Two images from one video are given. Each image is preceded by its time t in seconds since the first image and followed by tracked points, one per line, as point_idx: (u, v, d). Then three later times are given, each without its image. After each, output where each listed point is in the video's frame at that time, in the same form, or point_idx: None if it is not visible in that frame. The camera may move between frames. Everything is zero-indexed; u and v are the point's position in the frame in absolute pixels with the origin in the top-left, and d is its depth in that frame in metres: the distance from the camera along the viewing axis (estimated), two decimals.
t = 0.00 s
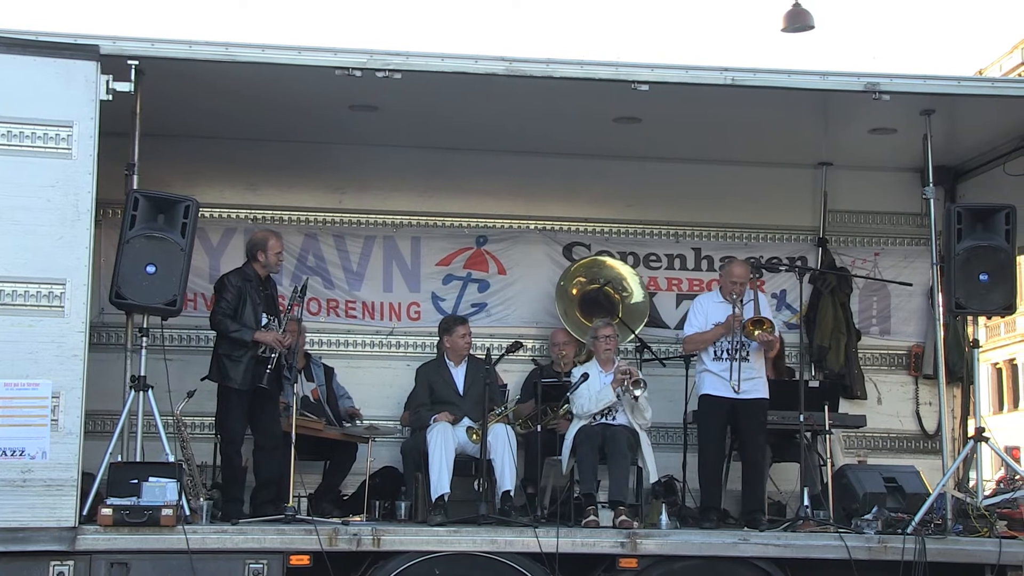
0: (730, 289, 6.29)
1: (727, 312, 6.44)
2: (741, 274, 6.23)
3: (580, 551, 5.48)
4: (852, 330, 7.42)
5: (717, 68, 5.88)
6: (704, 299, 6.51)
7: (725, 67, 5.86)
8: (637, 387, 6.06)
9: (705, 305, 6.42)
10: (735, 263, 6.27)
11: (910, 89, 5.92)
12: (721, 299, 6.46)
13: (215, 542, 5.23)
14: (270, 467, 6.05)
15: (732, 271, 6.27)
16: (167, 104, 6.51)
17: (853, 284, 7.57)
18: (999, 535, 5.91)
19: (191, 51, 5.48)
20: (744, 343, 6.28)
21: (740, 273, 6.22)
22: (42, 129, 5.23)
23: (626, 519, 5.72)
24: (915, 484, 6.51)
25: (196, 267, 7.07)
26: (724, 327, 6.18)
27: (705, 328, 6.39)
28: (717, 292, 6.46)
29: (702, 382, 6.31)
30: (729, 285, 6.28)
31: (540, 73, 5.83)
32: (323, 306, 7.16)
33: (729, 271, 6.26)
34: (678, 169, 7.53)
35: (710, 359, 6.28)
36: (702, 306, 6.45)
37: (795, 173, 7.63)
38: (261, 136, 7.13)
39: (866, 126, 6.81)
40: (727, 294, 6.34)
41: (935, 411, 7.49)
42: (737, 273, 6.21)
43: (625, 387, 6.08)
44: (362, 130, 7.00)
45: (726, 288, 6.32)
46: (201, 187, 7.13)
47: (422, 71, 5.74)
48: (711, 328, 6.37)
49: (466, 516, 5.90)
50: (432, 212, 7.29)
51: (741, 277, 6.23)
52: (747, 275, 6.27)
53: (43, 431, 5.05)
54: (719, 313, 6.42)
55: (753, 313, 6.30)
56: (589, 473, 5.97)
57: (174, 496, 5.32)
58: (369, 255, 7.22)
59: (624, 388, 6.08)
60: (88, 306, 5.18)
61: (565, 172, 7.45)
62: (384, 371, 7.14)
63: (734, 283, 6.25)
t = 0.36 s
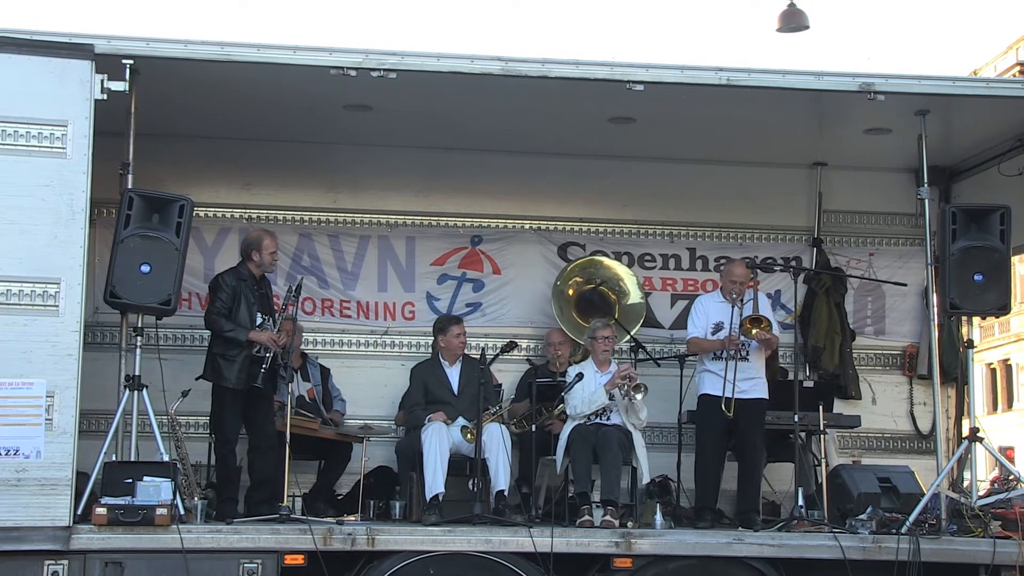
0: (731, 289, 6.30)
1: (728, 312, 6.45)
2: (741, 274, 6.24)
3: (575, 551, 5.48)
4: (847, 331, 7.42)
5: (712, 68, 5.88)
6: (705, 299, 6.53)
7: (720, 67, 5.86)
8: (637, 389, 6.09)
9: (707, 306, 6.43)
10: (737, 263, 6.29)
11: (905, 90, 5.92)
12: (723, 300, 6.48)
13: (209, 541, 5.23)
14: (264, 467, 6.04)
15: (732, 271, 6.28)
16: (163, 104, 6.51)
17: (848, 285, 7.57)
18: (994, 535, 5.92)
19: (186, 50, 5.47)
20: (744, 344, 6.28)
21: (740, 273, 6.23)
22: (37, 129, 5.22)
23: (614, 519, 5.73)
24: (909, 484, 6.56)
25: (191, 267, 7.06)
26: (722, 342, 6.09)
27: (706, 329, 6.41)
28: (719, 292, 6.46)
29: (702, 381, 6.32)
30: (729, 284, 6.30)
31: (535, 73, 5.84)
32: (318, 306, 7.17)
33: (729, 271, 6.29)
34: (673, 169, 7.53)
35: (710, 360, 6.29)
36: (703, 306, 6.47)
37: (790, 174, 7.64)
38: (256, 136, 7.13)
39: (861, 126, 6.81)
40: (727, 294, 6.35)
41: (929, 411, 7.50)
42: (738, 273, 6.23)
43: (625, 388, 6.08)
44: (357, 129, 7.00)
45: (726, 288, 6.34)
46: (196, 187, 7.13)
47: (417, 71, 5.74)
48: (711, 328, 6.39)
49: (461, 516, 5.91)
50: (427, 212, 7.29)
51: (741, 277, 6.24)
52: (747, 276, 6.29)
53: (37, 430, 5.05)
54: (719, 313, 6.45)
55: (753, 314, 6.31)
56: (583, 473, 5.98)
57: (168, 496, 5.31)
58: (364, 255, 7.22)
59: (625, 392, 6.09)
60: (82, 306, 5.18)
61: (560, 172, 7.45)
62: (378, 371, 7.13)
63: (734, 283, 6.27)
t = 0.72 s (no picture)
0: (734, 287, 6.31)
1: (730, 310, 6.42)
2: (744, 273, 6.23)
3: (573, 549, 5.48)
4: (845, 329, 7.41)
5: (711, 66, 5.87)
6: (707, 296, 6.49)
7: (718, 65, 5.85)
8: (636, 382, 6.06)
9: (708, 303, 6.40)
10: (738, 262, 6.27)
11: (903, 87, 5.93)
12: (723, 298, 6.45)
13: (207, 539, 5.23)
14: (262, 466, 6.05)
15: (736, 269, 6.27)
16: (160, 101, 6.51)
17: (847, 283, 7.57)
18: (992, 533, 5.92)
19: (184, 48, 5.46)
20: (744, 342, 6.25)
21: (744, 272, 6.22)
22: (35, 126, 5.22)
23: (613, 517, 5.72)
24: (907, 483, 6.58)
25: (189, 264, 7.06)
26: (727, 324, 6.12)
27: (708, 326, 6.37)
28: (720, 290, 6.43)
29: (702, 379, 6.27)
30: (731, 283, 6.29)
31: (533, 70, 5.84)
32: (315, 303, 7.15)
33: (732, 269, 6.27)
34: (671, 167, 7.53)
35: (711, 356, 6.24)
36: (705, 303, 6.43)
37: (788, 172, 7.63)
38: (254, 133, 7.12)
39: (860, 125, 6.81)
40: (729, 292, 6.36)
41: (927, 409, 7.49)
42: (740, 271, 6.23)
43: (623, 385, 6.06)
44: (356, 127, 6.99)
45: (728, 285, 6.35)
46: (195, 184, 7.13)
47: (415, 69, 5.74)
48: (712, 325, 6.35)
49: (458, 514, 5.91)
50: (425, 210, 7.28)
51: (744, 276, 6.24)
52: (751, 275, 6.28)
53: (35, 427, 5.05)
54: (721, 310, 6.41)
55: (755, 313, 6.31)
56: (581, 473, 5.98)
57: (166, 494, 5.31)
58: (362, 252, 7.21)
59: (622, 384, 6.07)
60: (80, 303, 5.18)
61: (558, 170, 7.45)
62: (376, 369, 7.13)
63: (736, 281, 6.27)
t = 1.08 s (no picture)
0: (734, 284, 6.30)
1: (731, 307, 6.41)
2: (745, 270, 6.23)
3: (571, 546, 5.49)
4: (844, 327, 7.40)
5: (710, 63, 5.87)
6: (708, 294, 6.48)
7: (717, 62, 5.85)
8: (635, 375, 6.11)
9: (708, 300, 6.40)
10: (739, 260, 6.25)
11: (901, 85, 5.94)
12: (724, 296, 6.44)
13: (205, 536, 5.25)
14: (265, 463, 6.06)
15: (737, 267, 6.26)
16: (159, 98, 6.50)
17: (845, 280, 7.57)
18: (989, 530, 5.93)
19: (183, 45, 5.46)
20: (745, 340, 6.24)
21: (745, 269, 6.21)
22: (33, 123, 5.21)
23: (612, 514, 5.72)
24: (905, 479, 6.56)
25: (188, 262, 7.05)
26: (727, 325, 6.10)
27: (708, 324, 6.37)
28: (720, 288, 6.43)
29: (702, 376, 6.27)
30: (733, 280, 6.27)
31: (532, 68, 5.84)
32: (314, 300, 7.13)
33: (733, 266, 6.26)
34: (670, 165, 7.53)
35: (711, 354, 6.23)
36: (706, 301, 6.43)
37: (786, 169, 7.63)
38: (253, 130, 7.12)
39: (858, 122, 6.81)
40: (730, 290, 6.35)
41: (926, 407, 7.50)
42: (740, 268, 6.23)
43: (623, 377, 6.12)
44: (354, 124, 6.99)
45: (728, 283, 6.34)
46: (193, 181, 7.12)
47: (414, 66, 5.74)
48: (713, 322, 6.35)
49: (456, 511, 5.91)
50: (424, 207, 7.28)
51: (744, 273, 6.23)
52: (751, 272, 6.27)
53: (33, 425, 5.04)
54: (721, 308, 6.40)
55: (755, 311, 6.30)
56: (579, 470, 5.97)
57: (165, 491, 5.30)
58: (361, 250, 7.21)
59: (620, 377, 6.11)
60: (78, 300, 5.17)
61: (557, 167, 7.45)
62: (374, 366, 7.12)
63: (737, 279, 6.26)
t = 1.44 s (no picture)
0: (732, 280, 6.28)
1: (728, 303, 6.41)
2: (742, 266, 6.22)
3: (568, 541, 5.49)
4: (840, 322, 7.41)
5: (707, 59, 5.87)
6: (705, 289, 6.49)
7: (714, 58, 5.85)
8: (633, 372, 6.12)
9: (706, 296, 6.40)
10: (736, 255, 6.25)
11: (898, 81, 5.95)
12: (721, 291, 6.44)
13: (202, 532, 5.24)
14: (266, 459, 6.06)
15: (734, 263, 6.26)
16: (155, 93, 6.49)
17: (842, 276, 7.57)
18: (985, 525, 5.95)
19: (179, 40, 5.48)
20: (743, 335, 6.25)
21: (742, 265, 6.21)
22: (29, 118, 5.20)
23: (609, 509, 5.73)
24: (901, 474, 6.52)
25: (184, 257, 7.03)
26: (725, 315, 6.17)
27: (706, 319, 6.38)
28: (718, 283, 6.44)
29: (700, 371, 6.28)
30: (729, 275, 6.28)
31: (529, 63, 5.85)
32: (311, 296, 7.12)
33: (731, 262, 6.25)
34: (668, 160, 7.53)
35: (709, 349, 6.25)
36: (703, 296, 6.44)
37: (783, 165, 7.63)
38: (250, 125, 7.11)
39: (855, 118, 6.81)
40: (728, 285, 6.36)
41: (922, 402, 7.52)
42: (738, 263, 6.22)
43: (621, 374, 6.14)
44: (351, 119, 6.97)
45: (727, 278, 6.33)
46: (190, 176, 7.11)
47: (414, 60, 5.78)
48: (710, 318, 6.35)
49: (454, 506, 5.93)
50: (420, 202, 7.27)
51: (743, 269, 6.22)
52: (749, 267, 6.26)
53: (29, 420, 5.04)
54: (718, 303, 6.41)
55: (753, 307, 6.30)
56: (576, 466, 5.96)
57: (161, 486, 5.29)
58: (358, 245, 7.20)
59: (620, 375, 6.13)
60: (74, 295, 5.17)
61: (554, 162, 7.44)
62: (371, 361, 7.12)
63: (734, 274, 6.24)
